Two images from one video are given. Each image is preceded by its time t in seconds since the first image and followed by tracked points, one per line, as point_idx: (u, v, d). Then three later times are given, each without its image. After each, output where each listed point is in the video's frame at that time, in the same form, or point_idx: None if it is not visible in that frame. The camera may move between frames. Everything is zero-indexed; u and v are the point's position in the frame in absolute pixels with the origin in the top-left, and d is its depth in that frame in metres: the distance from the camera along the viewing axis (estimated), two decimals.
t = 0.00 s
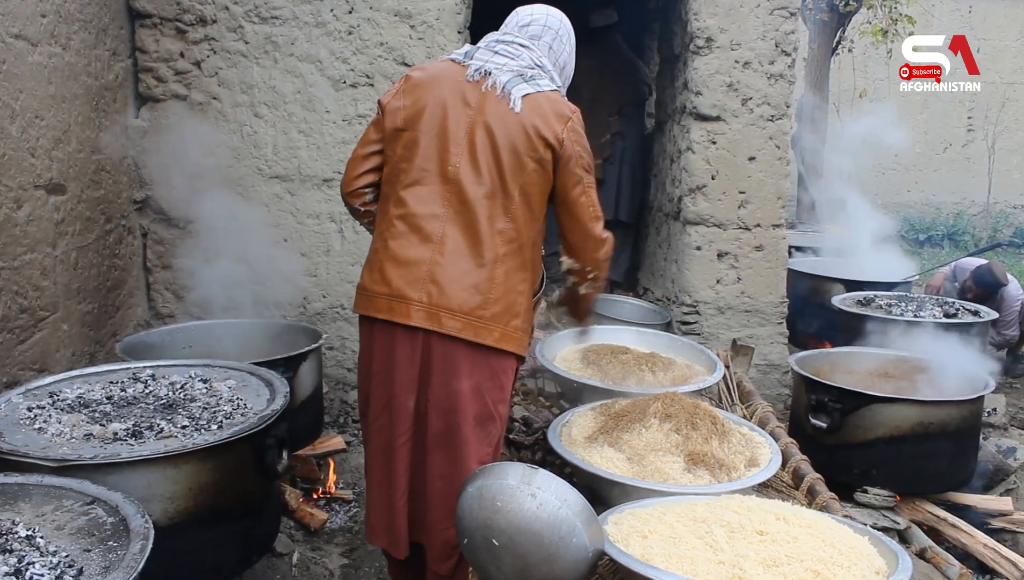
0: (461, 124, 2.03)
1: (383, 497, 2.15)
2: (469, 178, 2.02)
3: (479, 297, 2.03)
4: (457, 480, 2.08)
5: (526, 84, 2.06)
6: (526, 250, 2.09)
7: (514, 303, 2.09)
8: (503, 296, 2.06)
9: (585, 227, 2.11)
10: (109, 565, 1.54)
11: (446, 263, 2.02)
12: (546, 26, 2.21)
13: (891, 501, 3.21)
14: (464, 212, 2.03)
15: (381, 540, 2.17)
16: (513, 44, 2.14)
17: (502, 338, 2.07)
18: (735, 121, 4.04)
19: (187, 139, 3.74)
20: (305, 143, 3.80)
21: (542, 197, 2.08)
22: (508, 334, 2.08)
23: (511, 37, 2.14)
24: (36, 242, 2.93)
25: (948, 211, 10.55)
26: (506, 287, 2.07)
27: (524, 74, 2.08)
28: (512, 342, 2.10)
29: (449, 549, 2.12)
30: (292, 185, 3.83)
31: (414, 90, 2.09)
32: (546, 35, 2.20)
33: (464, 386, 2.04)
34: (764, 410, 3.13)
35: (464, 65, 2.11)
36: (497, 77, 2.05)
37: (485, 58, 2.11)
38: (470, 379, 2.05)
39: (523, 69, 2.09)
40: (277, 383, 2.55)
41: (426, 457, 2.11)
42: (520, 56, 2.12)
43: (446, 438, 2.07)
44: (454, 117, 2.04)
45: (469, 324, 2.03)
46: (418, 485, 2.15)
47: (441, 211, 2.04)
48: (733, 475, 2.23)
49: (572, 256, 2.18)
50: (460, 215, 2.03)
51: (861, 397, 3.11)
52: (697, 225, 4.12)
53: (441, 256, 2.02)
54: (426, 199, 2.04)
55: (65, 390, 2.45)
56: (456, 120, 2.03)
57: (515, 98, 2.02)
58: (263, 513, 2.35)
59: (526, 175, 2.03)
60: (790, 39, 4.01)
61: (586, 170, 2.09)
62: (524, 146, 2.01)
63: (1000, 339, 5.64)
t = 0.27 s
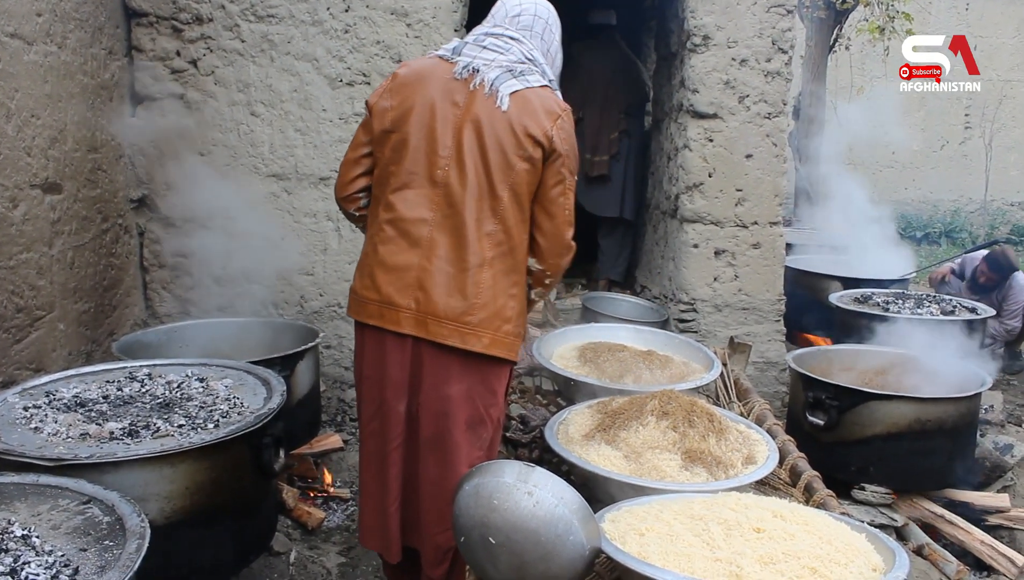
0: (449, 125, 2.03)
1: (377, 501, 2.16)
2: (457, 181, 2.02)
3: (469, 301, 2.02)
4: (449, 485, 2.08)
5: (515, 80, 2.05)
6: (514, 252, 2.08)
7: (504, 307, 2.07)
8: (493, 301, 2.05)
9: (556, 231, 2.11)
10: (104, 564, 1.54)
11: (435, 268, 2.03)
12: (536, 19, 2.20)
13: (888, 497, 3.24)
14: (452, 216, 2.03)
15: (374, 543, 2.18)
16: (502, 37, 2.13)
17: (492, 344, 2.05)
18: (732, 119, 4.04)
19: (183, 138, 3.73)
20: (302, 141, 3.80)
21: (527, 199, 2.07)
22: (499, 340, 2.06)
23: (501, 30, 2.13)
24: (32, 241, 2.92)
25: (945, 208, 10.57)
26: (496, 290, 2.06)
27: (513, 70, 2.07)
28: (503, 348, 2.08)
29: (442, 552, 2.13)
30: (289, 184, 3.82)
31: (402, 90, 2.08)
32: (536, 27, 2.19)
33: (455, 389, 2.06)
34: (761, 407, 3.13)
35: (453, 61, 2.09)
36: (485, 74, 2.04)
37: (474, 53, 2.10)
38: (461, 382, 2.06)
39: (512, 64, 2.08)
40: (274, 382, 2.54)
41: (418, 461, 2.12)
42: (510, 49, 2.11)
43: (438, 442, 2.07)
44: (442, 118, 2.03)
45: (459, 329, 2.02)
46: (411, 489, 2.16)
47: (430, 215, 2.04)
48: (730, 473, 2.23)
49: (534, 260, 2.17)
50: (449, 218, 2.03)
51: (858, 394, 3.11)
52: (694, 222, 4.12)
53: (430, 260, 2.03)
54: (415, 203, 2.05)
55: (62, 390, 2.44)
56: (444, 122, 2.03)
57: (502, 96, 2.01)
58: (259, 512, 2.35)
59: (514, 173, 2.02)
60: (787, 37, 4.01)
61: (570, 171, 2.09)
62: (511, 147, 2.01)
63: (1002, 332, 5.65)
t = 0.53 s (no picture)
0: (428, 118, 2.02)
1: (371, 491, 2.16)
2: (441, 171, 2.01)
3: (461, 286, 2.02)
4: (443, 468, 2.08)
5: (488, 69, 2.06)
6: (501, 236, 2.08)
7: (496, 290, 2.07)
8: (485, 285, 2.05)
9: (545, 210, 2.13)
10: (98, 554, 1.54)
11: (426, 258, 2.03)
12: (501, 8, 2.20)
13: (882, 487, 3.23)
14: (439, 205, 2.02)
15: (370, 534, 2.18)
16: (471, 27, 2.12)
17: (485, 326, 2.05)
18: (727, 109, 4.03)
19: (177, 128, 3.71)
20: (296, 132, 3.78)
21: (511, 184, 2.08)
22: (492, 322, 2.06)
23: (469, 20, 2.12)
24: (25, 233, 2.91)
25: (940, 200, 10.57)
26: (488, 273, 2.06)
27: (486, 60, 2.07)
28: (497, 330, 2.08)
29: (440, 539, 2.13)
30: (283, 175, 3.81)
31: (377, 88, 2.07)
32: (502, 16, 2.19)
33: (446, 375, 2.06)
34: (756, 397, 3.14)
35: (425, 55, 2.08)
36: (459, 66, 2.04)
37: (446, 47, 2.09)
38: (452, 368, 2.07)
39: (485, 54, 2.08)
40: (269, 373, 2.54)
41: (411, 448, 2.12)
42: (480, 39, 2.10)
43: (428, 428, 2.07)
44: (421, 111, 2.03)
45: (452, 315, 2.02)
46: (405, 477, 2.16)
47: (418, 207, 2.04)
48: (724, 462, 2.23)
49: (522, 240, 2.19)
50: (436, 208, 2.03)
51: (852, 384, 3.12)
52: (690, 213, 4.11)
53: (420, 251, 2.03)
54: (401, 197, 2.05)
55: (55, 381, 2.44)
56: (423, 115, 2.02)
57: (478, 85, 2.02)
58: (254, 503, 2.35)
59: (495, 159, 2.03)
60: (782, 27, 4.00)
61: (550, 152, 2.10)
62: (492, 134, 2.01)
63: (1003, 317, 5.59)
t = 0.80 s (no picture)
0: (411, 110, 2.07)
1: (376, 473, 2.10)
2: (431, 154, 2.07)
3: (463, 258, 2.08)
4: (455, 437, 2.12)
5: (454, 66, 2.13)
6: (487, 211, 2.16)
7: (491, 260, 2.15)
8: (482, 255, 2.12)
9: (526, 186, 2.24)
10: (96, 551, 1.54)
11: (427, 235, 2.07)
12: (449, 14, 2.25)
13: (881, 484, 3.22)
14: (435, 185, 2.07)
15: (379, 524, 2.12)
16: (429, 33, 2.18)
17: (487, 292, 2.12)
18: (726, 106, 4.02)
19: (174, 124, 3.70)
20: (294, 128, 3.77)
21: (493, 163, 2.18)
22: (491, 288, 2.14)
23: (426, 26, 2.17)
24: (22, 229, 2.90)
25: (939, 196, 10.57)
26: (481, 249, 2.14)
27: (451, 59, 2.15)
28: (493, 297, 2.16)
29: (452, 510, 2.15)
30: (281, 171, 3.80)
31: (352, 91, 2.10)
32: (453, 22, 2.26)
33: (457, 345, 2.11)
34: (755, 394, 3.14)
35: (393, 61, 2.13)
36: (428, 65, 2.11)
37: (411, 52, 2.14)
38: (461, 338, 2.12)
39: (449, 55, 2.16)
40: (266, 369, 2.54)
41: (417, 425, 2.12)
42: (441, 42, 2.17)
43: (440, 398, 2.11)
44: (402, 105, 2.07)
45: (460, 282, 2.07)
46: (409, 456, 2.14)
47: (411, 191, 2.08)
48: (723, 459, 2.23)
49: (504, 217, 2.24)
50: (432, 188, 2.07)
51: (850, 381, 3.12)
52: (688, 210, 4.11)
53: (420, 230, 2.07)
54: (394, 185, 2.08)
55: (53, 377, 2.43)
56: (404, 109, 2.07)
57: (451, 78, 2.10)
58: (253, 499, 2.35)
59: (475, 144, 2.11)
60: (781, 23, 3.99)
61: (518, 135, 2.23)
62: (473, 119, 2.10)
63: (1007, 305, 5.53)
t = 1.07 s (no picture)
0: (415, 109, 2.19)
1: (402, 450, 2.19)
2: (436, 151, 2.20)
3: (468, 248, 2.23)
4: (468, 413, 2.27)
5: (454, 68, 2.27)
6: (482, 204, 2.31)
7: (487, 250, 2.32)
8: (481, 245, 2.29)
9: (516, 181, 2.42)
10: (99, 553, 1.54)
11: (435, 227, 2.20)
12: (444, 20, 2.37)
13: (883, 487, 3.22)
14: (440, 179, 2.21)
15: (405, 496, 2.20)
16: (427, 36, 2.29)
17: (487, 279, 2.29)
18: (729, 107, 4.02)
19: (177, 125, 3.71)
20: (297, 129, 3.77)
21: (489, 160, 2.33)
22: (489, 275, 2.31)
23: (424, 30, 2.28)
24: (25, 230, 2.90)
25: (941, 198, 10.53)
26: (480, 240, 2.29)
27: (450, 62, 2.28)
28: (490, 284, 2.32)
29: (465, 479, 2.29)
30: (284, 172, 3.80)
31: (357, 90, 2.19)
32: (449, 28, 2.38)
33: (467, 327, 2.25)
34: (757, 397, 3.13)
35: (395, 61, 2.24)
36: (430, 66, 2.23)
37: (412, 54, 2.26)
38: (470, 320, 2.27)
39: (448, 58, 2.29)
40: (269, 371, 2.54)
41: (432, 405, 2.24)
42: (439, 47, 2.29)
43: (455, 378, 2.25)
44: (407, 104, 2.19)
45: (467, 270, 2.21)
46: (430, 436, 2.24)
47: (419, 185, 2.21)
48: (726, 462, 2.23)
49: (494, 211, 2.41)
50: (438, 182, 2.21)
51: (853, 384, 3.12)
52: (691, 212, 4.11)
53: (429, 221, 2.21)
54: (401, 179, 2.19)
55: (56, 378, 2.44)
56: (410, 106, 2.19)
57: (451, 80, 2.24)
58: (255, 501, 2.35)
59: (473, 143, 2.26)
60: (784, 25, 3.98)
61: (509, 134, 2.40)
62: (473, 119, 2.25)
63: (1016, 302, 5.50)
